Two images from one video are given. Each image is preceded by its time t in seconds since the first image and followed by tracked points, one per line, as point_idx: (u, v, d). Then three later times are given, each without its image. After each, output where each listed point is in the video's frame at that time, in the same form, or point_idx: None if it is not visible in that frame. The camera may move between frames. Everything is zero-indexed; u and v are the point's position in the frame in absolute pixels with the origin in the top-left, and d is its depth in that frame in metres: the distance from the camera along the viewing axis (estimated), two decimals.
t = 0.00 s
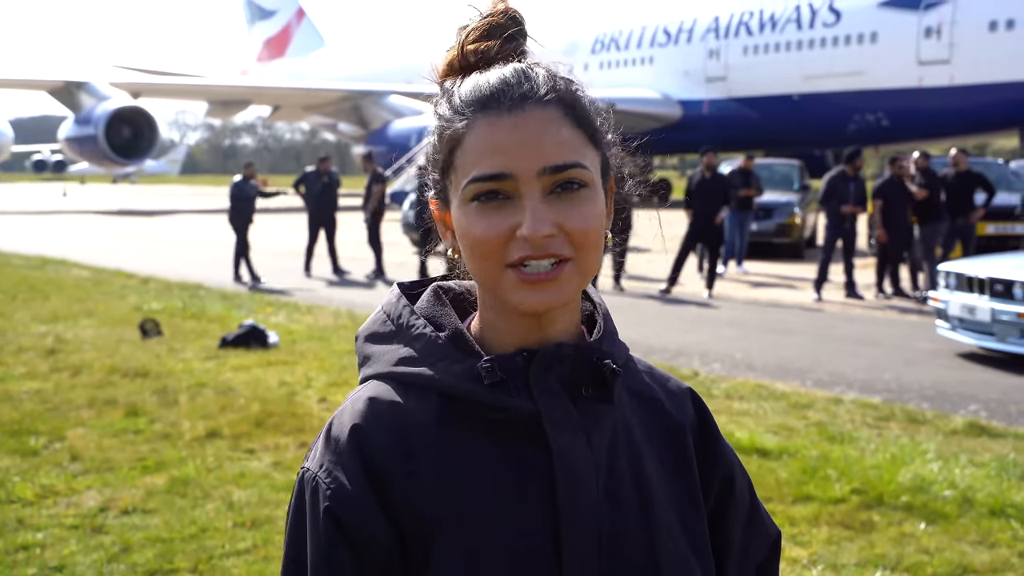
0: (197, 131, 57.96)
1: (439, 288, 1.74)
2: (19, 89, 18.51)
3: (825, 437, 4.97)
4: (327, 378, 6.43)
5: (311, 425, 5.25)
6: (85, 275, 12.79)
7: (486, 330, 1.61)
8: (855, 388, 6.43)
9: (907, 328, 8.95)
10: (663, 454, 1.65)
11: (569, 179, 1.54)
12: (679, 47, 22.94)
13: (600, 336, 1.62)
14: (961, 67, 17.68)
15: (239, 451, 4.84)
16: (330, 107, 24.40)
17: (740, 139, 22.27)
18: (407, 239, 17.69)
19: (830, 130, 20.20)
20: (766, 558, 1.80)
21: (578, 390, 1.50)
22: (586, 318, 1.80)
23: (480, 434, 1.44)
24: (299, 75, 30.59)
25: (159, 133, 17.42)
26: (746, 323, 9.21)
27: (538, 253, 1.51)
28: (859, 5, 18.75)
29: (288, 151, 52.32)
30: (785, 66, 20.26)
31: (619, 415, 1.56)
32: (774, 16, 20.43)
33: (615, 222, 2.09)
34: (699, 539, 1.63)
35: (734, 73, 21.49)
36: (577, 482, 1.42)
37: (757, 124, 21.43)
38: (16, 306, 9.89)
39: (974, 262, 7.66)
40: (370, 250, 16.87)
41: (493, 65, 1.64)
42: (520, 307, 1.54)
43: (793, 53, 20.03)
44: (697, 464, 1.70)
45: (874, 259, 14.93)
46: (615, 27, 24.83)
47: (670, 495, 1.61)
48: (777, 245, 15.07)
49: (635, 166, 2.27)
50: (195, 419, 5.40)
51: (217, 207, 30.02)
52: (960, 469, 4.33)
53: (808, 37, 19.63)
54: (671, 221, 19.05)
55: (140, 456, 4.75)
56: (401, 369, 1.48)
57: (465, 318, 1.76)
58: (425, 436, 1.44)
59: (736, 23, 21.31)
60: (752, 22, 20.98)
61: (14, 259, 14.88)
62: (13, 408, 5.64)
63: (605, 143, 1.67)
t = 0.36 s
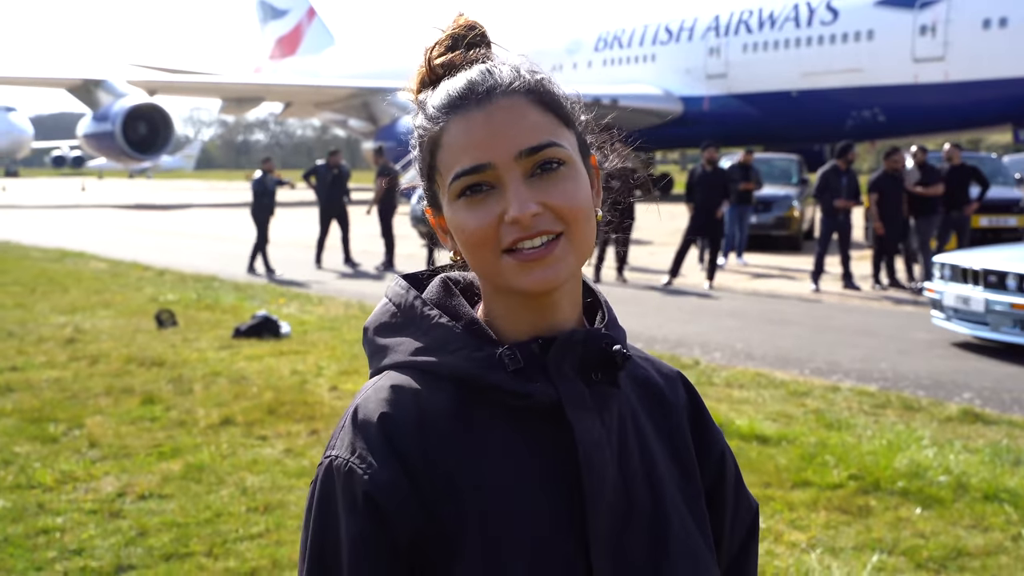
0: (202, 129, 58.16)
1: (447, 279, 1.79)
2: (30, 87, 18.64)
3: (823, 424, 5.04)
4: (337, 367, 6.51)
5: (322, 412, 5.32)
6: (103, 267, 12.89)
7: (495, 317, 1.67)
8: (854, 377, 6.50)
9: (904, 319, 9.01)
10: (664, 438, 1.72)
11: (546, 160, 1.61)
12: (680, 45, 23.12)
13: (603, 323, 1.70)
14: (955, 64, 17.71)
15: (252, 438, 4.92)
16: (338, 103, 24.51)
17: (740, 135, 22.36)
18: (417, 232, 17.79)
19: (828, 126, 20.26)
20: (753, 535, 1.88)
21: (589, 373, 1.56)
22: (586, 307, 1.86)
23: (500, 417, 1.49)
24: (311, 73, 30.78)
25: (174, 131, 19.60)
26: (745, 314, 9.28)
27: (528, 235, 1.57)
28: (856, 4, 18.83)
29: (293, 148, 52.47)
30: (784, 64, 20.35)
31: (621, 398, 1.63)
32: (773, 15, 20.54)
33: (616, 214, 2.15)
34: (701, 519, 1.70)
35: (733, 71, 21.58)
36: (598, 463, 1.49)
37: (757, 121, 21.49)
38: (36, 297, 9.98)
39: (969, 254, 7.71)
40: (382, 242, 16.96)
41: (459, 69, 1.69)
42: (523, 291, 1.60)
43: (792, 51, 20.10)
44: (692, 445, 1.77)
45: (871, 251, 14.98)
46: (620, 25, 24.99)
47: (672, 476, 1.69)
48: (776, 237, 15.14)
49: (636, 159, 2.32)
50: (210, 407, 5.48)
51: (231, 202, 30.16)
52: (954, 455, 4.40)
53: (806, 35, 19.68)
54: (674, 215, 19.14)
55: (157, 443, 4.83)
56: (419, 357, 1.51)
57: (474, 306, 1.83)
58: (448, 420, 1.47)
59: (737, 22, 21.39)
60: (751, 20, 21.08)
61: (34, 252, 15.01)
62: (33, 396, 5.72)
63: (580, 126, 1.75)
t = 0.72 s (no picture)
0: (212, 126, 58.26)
1: (457, 276, 1.79)
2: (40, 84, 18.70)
3: (834, 418, 5.03)
4: (347, 362, 6.52)
5: (332, 407, 5.33)
6: (115, 262, 12.93)
7: (506, 312, 1.67)
8: (863, 371, 6.49)
9: (914, 312, 8.98)
10: (674, 430, 1.73)
11: (562, 153, 1.61)
12: (690, 39, 22.91)
13: (614, 318, 1.71)
14: (965, 57, 17.62)
15: (263, 433, 4.93)
16: (348, 98, 24.53)
17: (750, 129, 22.30)
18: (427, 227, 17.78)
19: (837, 119, 20.20)
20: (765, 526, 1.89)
21: (600, 366, 1.57)
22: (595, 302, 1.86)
23: (512, 412, 1.50)
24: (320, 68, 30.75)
25: (185, 127, 20.11)
26: (755, 308, 9.26)
27: (544, 227, 1.58)
28: None
29: (304, 144, 52.51)
30: (793, 57, 20.29)
31: (633, 392, 1.64)
32: (782, 9, 20.46)
33: (625, 212, 2.15)
34: (715, 508, 1.71)
35: (743, 64, 21.55)
36: (614, 454, 1.50)
37: (766, 115, 21.45)
38: (47, 292, 10.03)
39: (980, 247, 7.68)
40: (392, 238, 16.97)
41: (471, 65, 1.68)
42: (537, 283, 1.60)
43: (801, 44, 20.05)
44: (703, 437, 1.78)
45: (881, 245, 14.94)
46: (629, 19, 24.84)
47: (684, 466, 1.70)
48: (786, 231, 15.09)
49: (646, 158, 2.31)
50: (221, 402, 5.49)
51: (240, 198, 30.22)
52: (966, 450, 4.38)
53: (816, 29, 19.61)
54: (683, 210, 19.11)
55: (168, 439, 4.84)
56: (431, 354, 1.51)
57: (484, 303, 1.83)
58: (464, 417, 1.48)
59: (745, 15, 21.34)
60: (760, 14, 21.00)
61: (45, 248, 15.05)
62: (45, 391, 5.75)
63: (590, 121, 1.76)
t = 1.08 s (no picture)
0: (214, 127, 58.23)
1: (476, 276, 1.80)
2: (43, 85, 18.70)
3: (840, 418, 5.03)
4: (354, 362, 6.51)
5: (338, 408, 5.33)
6: (120, 263, 12.92)
7: (522, 313, 1.68)
8: (869, 370, 6.49)
9: (919, 311, 8.98)
10: (694, 433, 1.73)
11: (583, 154, 1.62)
12: (695, 39, 22.90)
13: (633, 320, 1.72)
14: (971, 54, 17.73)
15: (269, 434, 4.92)
16: (351, 98, 24.52)
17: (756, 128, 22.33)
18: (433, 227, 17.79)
19: (844, 118, 20.29)
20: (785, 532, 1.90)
21: (617, 369, 1.57)
22: (615, 304, 1.87)
23: (525, 414, 1.50)
24: (326, 70, 30.84)
25: (191, 127, 20.09)
26: (761, 307, 9.27)
27: (562, 227, 1.58)
28: None
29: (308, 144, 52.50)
30: (798, 56, 20.33)
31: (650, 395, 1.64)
32: (788, 8, 20.47)
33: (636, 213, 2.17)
34: (731, 511, 1.71)
35: (748, 64, 21.57)
36: (625, 458, 1.49)
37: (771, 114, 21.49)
38: (52, 293, 10.02)
39: (986, 246, 7.68)
40: (396, 237, 16.97)
41: (500, 64, 1.70)
42: (554, 282, 1.61)
43: (806, 44, 20.09)
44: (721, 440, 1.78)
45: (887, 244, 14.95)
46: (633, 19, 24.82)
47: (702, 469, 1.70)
48: (792, 230, 15.10)
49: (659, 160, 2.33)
50: (227, 403, 5.49)
51: (242, 199, 30.20)
52: (972, 449, 4.38)
53: (821, 28, 19.66)
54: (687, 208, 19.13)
55: (173, 439, 4.84)
56: (445, 354, 1.52)
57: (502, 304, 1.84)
58: (477, 417, 1.48)
59: (751, 15, 21.35)
60: (766, 13, 21.00)
61: (50, 248, 15.05)
62: (50, 392, 5.75)
63: (613, 125, 1.76)
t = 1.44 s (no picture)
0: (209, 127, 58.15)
1: (480, 277, 1.82)
2: (37, 87, 18.65)
3: (834, 421, 5.04)
4: (348, 366, 6.51)
5: (332, 411, 5.33)
6: (114, 266, 12.90)
7: (520, 318, 1.69)
8: (863, 373, 6.50)
9: (913, 314, 9.01)
10: (694, 439, 1.73)
11: (580, 158, 1.62)
12: (690, 42, 22.89)
13: (634, 325, 1.71)
14: (964, 59, 17.69)
15: (263, 438, 4.92)
16: (346, 100, 24.49)
17: (750, 131, 22.35)
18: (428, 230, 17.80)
19: (836, 122, 20.31)
20: (795, 541, 1.90)
21: (611, 375, 1.57)
22: (622, 307, 1.87)
23: (514, 415, 1.52)
24: (322, 73, 30.93)
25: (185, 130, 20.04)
26: (756, 310, 9.28)
27: (555, 230, 1.58)
28: (865, 1, 18.80)
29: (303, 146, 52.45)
30: (792, 60, 20.34)
31: (650, 400, 1.64)
32: (782, 12, 20.47)
33: (639, 214, 2.18)
34: (728, 517, 1.71)
35: (743, 67, 21.55)
36: (611, 466, 1.49)
37: (766, 118, 21.53)
38: (46, 297, 9.99)
39: (979, 250, 7.71)
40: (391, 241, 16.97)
41: (506, 67, 1.72)
42: (549, 284, 1.61)
43: (800, 48, 20.08)
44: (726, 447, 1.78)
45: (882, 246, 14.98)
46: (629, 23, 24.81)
47: (702, 475, 1.71)
48: (786, 234, 15.12)
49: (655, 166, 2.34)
50: (220, 407, 5.48)
51: (238, 201, 30.16)
52: (965, 452, 4.39)
53: (815, 32, 19.63)
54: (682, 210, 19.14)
55: (167, 443, 4.84)
56: (440, 354, 1.56)
57: (503, 306, 1.86)
58: (465, 418, 1.51)
59: (745, 19, 21.31)
60: (760, 17, 20.95)
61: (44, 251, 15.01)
62: (44, 396, 5.74)
63: (618, 128, 1.75)
